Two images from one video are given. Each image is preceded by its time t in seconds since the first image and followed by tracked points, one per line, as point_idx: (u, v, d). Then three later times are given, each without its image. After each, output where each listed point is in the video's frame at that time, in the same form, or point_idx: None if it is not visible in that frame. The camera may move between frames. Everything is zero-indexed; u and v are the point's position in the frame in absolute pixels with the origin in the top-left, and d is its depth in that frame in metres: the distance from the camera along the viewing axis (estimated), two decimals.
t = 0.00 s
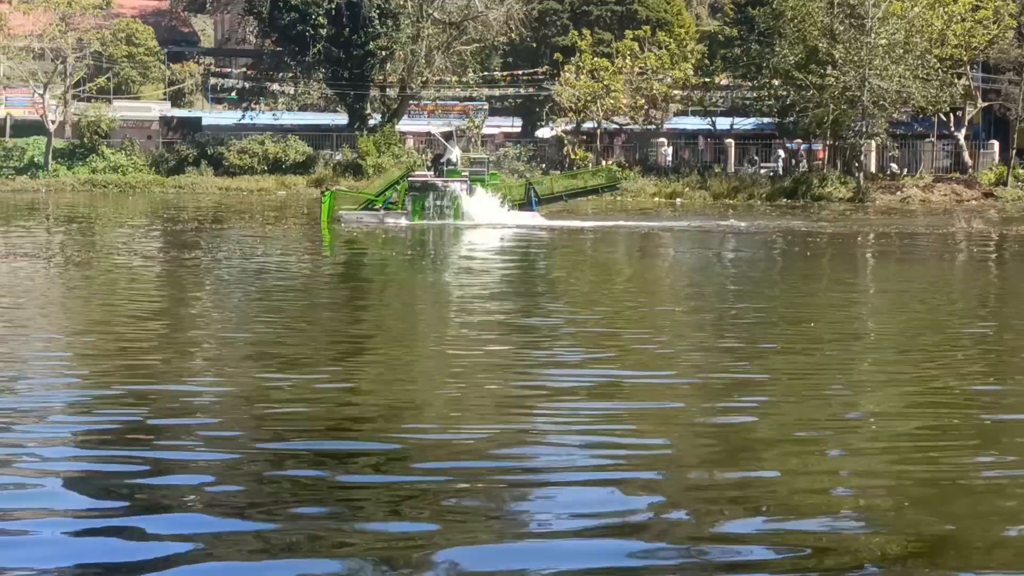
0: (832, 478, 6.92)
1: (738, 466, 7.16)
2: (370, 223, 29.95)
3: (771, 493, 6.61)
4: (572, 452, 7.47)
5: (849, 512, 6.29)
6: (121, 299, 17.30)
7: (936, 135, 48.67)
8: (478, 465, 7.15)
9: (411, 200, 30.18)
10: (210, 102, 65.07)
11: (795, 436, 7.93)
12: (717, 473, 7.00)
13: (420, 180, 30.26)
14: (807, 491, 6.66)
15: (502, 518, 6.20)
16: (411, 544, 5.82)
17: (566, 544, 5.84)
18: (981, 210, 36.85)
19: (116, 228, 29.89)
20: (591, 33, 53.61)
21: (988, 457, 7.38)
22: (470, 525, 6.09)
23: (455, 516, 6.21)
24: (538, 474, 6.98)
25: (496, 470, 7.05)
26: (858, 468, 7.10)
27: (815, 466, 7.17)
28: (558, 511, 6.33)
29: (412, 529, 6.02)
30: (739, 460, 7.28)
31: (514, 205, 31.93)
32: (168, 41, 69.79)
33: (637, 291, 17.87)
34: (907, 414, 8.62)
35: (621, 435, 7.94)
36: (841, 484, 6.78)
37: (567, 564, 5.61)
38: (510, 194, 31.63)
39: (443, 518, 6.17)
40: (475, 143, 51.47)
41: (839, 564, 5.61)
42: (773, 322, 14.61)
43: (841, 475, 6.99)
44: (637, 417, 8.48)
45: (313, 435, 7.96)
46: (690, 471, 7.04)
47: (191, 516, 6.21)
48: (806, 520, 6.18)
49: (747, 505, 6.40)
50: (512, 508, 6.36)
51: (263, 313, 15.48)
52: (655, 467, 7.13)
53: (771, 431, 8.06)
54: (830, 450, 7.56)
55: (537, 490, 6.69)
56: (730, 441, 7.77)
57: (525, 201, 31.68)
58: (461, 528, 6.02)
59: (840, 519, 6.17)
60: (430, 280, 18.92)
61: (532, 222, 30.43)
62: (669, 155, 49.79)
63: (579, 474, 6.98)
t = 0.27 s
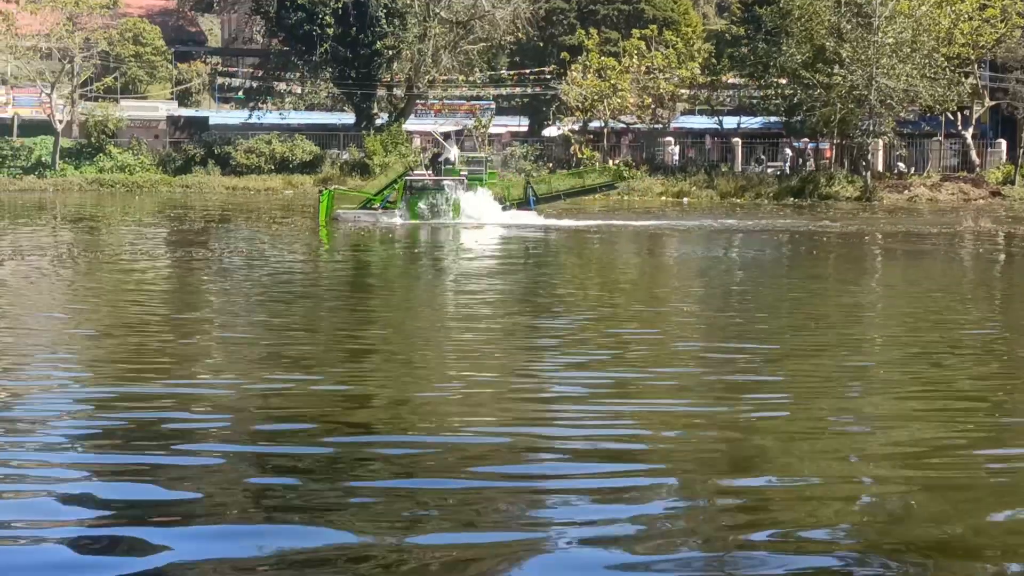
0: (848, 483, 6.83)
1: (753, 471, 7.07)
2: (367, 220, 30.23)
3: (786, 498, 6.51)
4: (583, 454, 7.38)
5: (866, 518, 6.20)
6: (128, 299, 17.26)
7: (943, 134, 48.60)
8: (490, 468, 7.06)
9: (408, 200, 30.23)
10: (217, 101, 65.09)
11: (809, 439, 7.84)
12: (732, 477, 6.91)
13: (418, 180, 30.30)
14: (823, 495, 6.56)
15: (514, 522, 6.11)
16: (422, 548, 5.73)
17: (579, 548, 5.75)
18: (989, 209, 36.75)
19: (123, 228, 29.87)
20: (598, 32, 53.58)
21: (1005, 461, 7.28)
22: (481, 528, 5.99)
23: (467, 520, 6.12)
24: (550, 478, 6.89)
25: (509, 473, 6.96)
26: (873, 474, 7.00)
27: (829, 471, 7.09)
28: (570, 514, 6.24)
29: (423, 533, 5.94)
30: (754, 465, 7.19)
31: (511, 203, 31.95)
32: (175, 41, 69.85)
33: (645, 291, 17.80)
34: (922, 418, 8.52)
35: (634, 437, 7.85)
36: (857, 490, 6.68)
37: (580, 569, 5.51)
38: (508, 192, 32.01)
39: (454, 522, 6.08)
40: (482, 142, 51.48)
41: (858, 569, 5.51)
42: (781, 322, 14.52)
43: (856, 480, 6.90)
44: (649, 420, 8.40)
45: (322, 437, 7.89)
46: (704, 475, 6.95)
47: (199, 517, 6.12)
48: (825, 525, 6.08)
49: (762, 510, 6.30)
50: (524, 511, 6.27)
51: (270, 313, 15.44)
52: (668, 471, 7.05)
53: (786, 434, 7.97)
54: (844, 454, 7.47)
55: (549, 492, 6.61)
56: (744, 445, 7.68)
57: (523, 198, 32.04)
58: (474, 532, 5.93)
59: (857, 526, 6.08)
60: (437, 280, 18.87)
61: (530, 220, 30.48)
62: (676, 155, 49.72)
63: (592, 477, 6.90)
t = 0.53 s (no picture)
0: (852, 485, 6.81)
1: (758, 473, 7.06)
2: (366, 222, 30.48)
3: (791, 500, 6.50)
4: (588, 458, 7.38)
5: (870, 519, 6.19)
6: (138, 299, 17.29)
7: (951, 134, 48.57)
8: (495, 472, 7.06)
9: (407, 199, 30.32)
10: (226, 100, 65.13)
11: (815, 440, 7.83)
12: (737, 480, 6.90)
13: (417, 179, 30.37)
14: (827, 497, 6.55)
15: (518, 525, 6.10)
16: (426, 552, 5.73)
17: (583, 552, 5.74)
18: (997, 209, 36.71)
19: (132, 227, 29.90)
20: (606, 31, 53.60)
21: (1011, 463, 7.26)
22: (484, 532, 5.99)
23: (471, 523, 6.12)
24: (555, 481, 6.89)
25: (514, 476, 6.96)
26: (878, 475, 7.00)
27: (835, 472, 7.07)
28: (575, 517, 6.23)
29: (427, 537, 5.93)
30: (758, 466, 7.18)
31: (509, 203, 31.99)
32: (183, 40, 69.97)
33: (652, 291, 17.79)
34: (928, 418, 8.50)
35: (639, 439, 7.84)
36: (862, 492, 6.68)
37: (584, 572, 5.51)
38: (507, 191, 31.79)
39: (457, 526, 6.08)
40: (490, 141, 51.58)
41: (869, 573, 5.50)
42: (789, 322, 14.50)
43: (861, 481, 6.89)
44: (654, 421, 8.40)
45: (326, 440, 7.89)
46: (710, 478, 6.94)
47: (205, 522, 6.12)
48: (831, 528, 6.07)
49: (767, 512, 6.29)
50: (527, 515, 6.27)
51: (279, 314, 15.44)
52: (673, 474, 7.04)
53: (790, 435, 7.96)
54: (849, 455, 7.47)
55: (553, 496, 6.60)
56: (749, 446, 7.68)
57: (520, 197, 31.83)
58: (478, 536, 5.92)
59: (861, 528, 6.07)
60: (444, 280, 18.87)
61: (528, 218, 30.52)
62: (683, 154, 49.73)
63: (597, 481, 6.89)
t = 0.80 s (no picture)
0: (866, 489, 6.75)
1: (771, 476, 7.00)
2: (371, 220, 30.12)
3: (805, 503, 6.45)
4: (600, 460, 7.33)
5: (885, 523, 6.13)
6: (151, 298, 17.28)
7: (964, 132, 48.47)
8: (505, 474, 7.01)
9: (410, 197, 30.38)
10: (237, 100, 65.16)
11: (829, 442, 7.77)
12: (751, 482, 6.85)
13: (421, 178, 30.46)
14: (842, 500, 6.50)
15: (530, 528, 6.05)
16: (437, 557, 5.68)
17: (595, 555, 5.69)
18: (1010, 208, 36.60)
19: (145, 227, 29.92)
20: (618, 30, 53.56)
21: None
22: (500, 536, 5.92)
23: (483, 527, 6.08)
24: (566, 484, 6.84)
25: (525, 479, 6.91)
26: (892, 478, 6.93)
27: (849, 475, 7.01)
28: (587, 520, 6.18)
29: (438, 540, 5.89)
30: (772, 468, 7.13)
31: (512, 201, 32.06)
32: (196, 40, 70.09)
33: (665, 291, 17.73)
34: (943, 421, 8.44)
35: (651, 442, 7.79)
36: (877, 494, 6.62)
37: None
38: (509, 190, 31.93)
39: (468, 527, 6.04)
40: (502, 141, 51.59)
41: None
42: (804, 322, 14.41)
43: (874, 484, 6.83)
44: (666, 423, 8.34)
45: (336, 442, 7.85)
46: (722, 480, 6.89)
47: (215, 523, 6.08)
48: (846, 530, 6.01)
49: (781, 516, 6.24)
50: (538, 518, 6.22)
51: (292, 313, 15.41)
52: (685, 477, 6.98)
53: (804, 438, 7.91)
54: (862, 457, 7.41)
55: (564, 499, 6.55)
56: (762, 448, 7.62)
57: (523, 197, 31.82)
58: (490, 538, 5.88)
59: (878, 531, 6.01)
60: (456, 280, 18.82)
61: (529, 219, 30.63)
62: (695, 153, 49.66)
63: (609, 484, 6.84)
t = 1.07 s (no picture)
0: (882, 494, 6.69)
1: (783, 480, 6.94)
2: (370, 219, 30.32)
3: (820, 510, 6.39)
4: (612, 463, 7.27)
5: (899, 530, 6.08)
6: (161, 297, 17.32)
7: (974, 130, 48.35)
8: (514, 477, 6.95)
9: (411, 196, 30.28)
10: (247, 99, 65.11)
11: (842, 447, 7.71)
12: (763, 487, 6.79)
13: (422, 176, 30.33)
14: (856, 507, 6.44)
15: (541, 532, 5.99)
16: (450, 562, 5.62)
17: (606, 562, 5.63)
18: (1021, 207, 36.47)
19: (155, 225, 29.95)
20: (627, 29, 53.47)
21: None
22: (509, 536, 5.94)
23: (495, 531, 6.01)
24: (577, 486, 6.78)
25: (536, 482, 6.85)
26: (904, 484, 6.87)
27: (863, 481, 6.94)
28: (597, 526, 6.12)
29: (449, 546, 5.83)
30: (785, 474, 7.07)
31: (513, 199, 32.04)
32: (205, 39, 70.13)
33: (675, 290, 17.67)
34: (955, 425, 8.37)
35: (664, 444, 7.73)
36: (890, 501, 6.55)
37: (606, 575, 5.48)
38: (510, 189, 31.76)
39: (479, 533, 5.98)
40: (512, 140, 51.54)
41: None
42: (812, 322, 14.40)
43: (888, 490, 6.76)
44: (679, 426, 8.28)
45: (344, 443, 7.78)
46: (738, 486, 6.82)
47: (226, 528, 6.01)
48: (859, 537, 5.96)
49: (799, 522, 6.18)
50: (552, 522, 6.15)
51: (301, 312, 15.44)
52: (698, 481, 6.91)
53: (814, 441, 7.84)
54: (873, 462, 7.35)
55: (578, 502, 6.48)
56: (774, 453, 7.55)
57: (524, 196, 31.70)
58: (503, 544, 5.82)
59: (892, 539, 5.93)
60: (466, 279, 18.78)
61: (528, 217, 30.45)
62: (705, 152, 49.57)
63: (622, 488, 6.77)
